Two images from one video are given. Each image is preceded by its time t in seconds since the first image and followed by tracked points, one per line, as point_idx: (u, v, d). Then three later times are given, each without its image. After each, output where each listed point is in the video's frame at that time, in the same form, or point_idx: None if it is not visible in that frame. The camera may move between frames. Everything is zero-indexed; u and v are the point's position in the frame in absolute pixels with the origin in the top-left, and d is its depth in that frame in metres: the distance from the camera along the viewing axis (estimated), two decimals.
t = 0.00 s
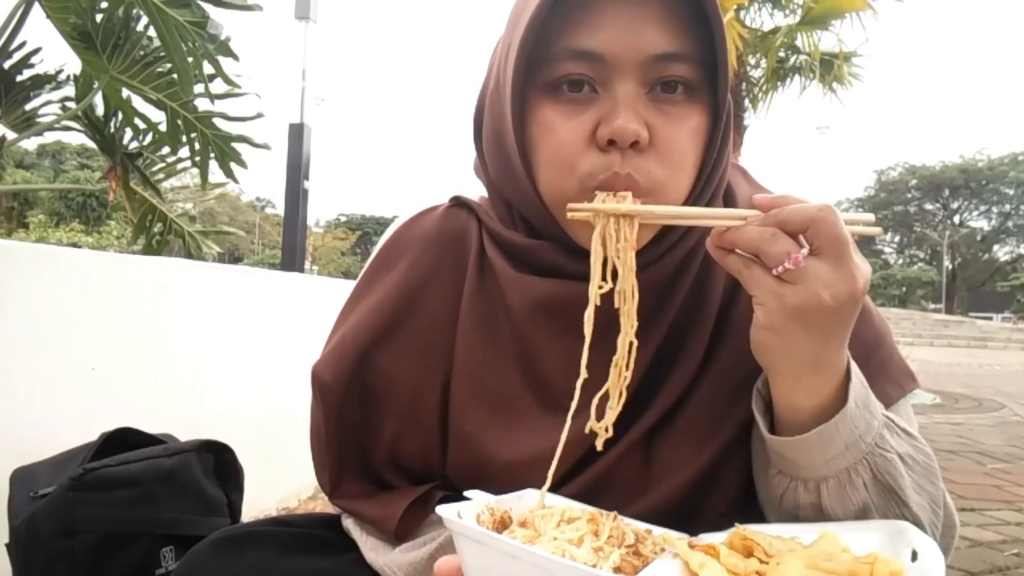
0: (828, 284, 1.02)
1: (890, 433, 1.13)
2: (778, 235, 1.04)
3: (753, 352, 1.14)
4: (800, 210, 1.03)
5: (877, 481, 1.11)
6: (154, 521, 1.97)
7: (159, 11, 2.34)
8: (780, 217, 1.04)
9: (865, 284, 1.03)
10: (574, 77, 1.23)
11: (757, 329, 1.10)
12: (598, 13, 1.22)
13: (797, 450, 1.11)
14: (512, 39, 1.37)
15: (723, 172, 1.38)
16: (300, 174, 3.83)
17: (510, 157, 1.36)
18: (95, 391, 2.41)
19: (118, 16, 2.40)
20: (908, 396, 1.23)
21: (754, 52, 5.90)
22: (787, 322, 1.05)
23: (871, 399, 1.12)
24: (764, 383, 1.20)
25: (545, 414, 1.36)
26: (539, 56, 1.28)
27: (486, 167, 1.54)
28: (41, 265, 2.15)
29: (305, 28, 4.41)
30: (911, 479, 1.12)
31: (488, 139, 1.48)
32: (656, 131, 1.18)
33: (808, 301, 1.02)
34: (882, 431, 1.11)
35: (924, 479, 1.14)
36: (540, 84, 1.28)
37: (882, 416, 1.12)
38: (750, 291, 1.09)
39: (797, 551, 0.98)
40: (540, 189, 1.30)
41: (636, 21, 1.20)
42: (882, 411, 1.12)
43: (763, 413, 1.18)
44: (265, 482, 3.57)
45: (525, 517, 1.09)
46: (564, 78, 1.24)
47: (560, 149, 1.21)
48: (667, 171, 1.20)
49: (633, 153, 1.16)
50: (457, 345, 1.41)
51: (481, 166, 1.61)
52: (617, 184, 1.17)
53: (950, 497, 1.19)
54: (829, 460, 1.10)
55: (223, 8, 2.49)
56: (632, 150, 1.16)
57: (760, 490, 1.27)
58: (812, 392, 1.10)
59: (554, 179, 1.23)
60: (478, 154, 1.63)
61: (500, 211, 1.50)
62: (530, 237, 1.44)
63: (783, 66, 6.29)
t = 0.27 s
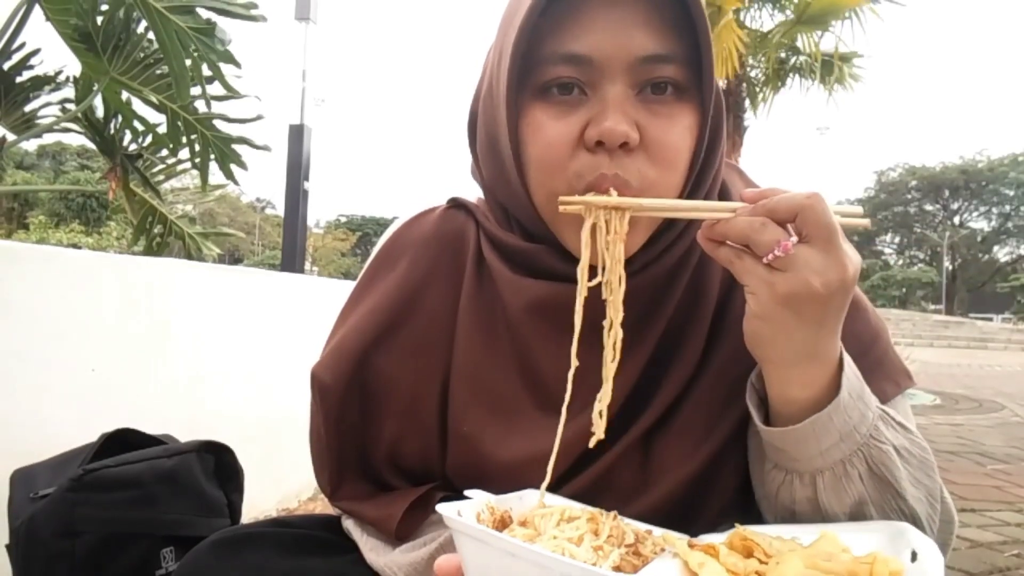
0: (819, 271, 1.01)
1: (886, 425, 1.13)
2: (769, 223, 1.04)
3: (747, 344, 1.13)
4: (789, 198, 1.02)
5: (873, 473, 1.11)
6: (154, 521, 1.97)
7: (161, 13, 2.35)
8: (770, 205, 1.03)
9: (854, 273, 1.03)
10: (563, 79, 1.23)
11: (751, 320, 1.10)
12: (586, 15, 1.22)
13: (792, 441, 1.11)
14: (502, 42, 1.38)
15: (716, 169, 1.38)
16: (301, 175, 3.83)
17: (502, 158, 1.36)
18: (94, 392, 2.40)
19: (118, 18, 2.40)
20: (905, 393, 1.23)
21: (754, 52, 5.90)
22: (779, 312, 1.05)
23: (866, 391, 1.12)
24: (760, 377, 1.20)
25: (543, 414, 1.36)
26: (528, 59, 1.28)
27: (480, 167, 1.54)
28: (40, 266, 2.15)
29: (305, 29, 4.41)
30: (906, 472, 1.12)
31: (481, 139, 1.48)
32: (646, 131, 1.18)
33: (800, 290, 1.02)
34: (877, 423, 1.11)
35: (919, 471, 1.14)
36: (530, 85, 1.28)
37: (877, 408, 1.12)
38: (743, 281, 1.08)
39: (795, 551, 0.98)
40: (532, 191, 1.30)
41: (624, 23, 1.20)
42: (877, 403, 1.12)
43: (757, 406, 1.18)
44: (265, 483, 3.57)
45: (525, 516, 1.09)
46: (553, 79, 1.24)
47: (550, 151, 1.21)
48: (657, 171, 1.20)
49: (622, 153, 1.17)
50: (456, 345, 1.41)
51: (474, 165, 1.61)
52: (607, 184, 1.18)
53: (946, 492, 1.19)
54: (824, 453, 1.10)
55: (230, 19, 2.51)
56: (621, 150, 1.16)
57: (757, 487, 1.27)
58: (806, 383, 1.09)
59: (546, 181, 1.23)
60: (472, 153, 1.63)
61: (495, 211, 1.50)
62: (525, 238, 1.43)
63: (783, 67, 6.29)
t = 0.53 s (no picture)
0: (816, 272, 1.01)
1: (883, 425, 1.13)
2: (765, 224, 1.03)
3: (743, 344, 1.14)
4: (785, 199, 1.02)
5: (870, 474, 1.11)
6: (154, 521, 1.97)
7: (163, 15, 2.35)
8: (766, 206, 1.03)
9: (851, 273, 1.03)
10: (557, 81, 1.23)
11: (747, 320, 1.10)
12: (578, 17, 1.22)
13: (789, 442, 1.11)
14: (495, 44, 1.38)
15: (713, 169, 1.38)
16: (300, 175, 3.83)
17: (496, 160, 1.36)
18: (95, 392, 2.40)
19: (118, 18, 2.40)
20: (903, 393, 1.23)
21: (754, 52, 5.90)
22: (776, 312, 1.05)
23: (863, 392, 1.12)
24: (756, 376, 1.20)
25: (541, 414, 1.36)
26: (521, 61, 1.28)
27: (475, 168, 1.54)
28: (41, 267, 2.15)
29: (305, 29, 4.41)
30: (903, 472, 1.12)
31: (477, 141, 1.48)
32: (640, 132, 1.18)
33: (796, 290, 1.02)
34: (874, 423, 1.11)
35: (917, 471, 1.14)
36: (524, 88, 1.28)
37: (874, 408, 1.12)
38: (739, 281, 1.08)
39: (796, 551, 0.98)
40: (528, 193, 1.30)
41: (617, 24, 1.20)
42: (874, 404, 1.12)
43: (754, 407, 1.18)
44: (265, 483, 3.57)
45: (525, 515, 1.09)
46: (547, 81, 1.24)
47: (545, 153, 1.21)
48: (652, 172, 1.20)
49: (617, 155, 1.17)
50: (455, 345, 1.41)
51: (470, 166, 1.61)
52: (602, 185, 1.18)
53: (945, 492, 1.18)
54: (821, 453, 1.10)
55: (234, 24, 2.51)
56: (616, 152, 1.16)
57: (755, 487, 1.27)
58: (803, 383, 1.10)
59: (541, 183, 1.23)
60: (468, 154, 1.63)
61: (492, 212, 1.50)
62: (522, 238, 1.43)
63: (783, 67, 6.29)
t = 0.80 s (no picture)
0: (809, 276, 1.01)
1: (879, 427, 1.13)
2: (759, 228, 1.03)
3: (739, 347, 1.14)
4: (779, 203, 1.01)
5: (867, 476, 1.11)
6: (154, 522, 1.97)
7: (163, 14, 2.35)
8: (760, 210, 1.03)
9: (844, 275, 1.02)
10: (553, 81, 1.24)
11: (743, 323, 1.10)
12: (574, 17, 1.22)
13: (783, 445, 1.11)
14: (491, 45, 1.38)
15: (710, 169, 1.38)
16: (301, 175, 3.83)
17: (494, 160, 1.36)
18: (95, 392, 2.40)
19: (118, 18, 2.40)
20: (901, 393, 1.23)
21: (755, 52, 5.89)
22: (769, 316, 1.06)
23: (859, 394, 1.12)
24: (752, 378, 1.20)
25: (540, 414, 1.37)
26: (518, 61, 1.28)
27: (473, 168, 1.54)
28: (41, 267, 2.16)
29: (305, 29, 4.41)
30: (900, 474, 1.12)
31: (474, 141, 1.48)
32: (636, 132, 1.18)
33: (788, 294, 1.02)
34: (870, 426, 1.11)
35: (914, 473, 1.14)
36: (521, 88, 1.28)
37: (870, 410, 1.12)
38: (733, 284, 1.09)
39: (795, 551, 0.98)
40: (525, 193, 1.30)
41: (612, 24, 1.21)
42: (870, 406, 1.12)
43: (749, 410, 1.18)
44: (265, 483, 3.56)
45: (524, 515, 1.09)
46: (543, 82, 1.24)
47: (542, 154, 1.21)
48: (648, 172, 1.20)
49: (613, 155, 1.17)
50: (455, 346, 1.41)
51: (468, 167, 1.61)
52: (599, 186, 1.18)
53: (943, 494, 1.18)
54: (817, 456, 1.10)
55: (231, 17, 2.50)
56: (612, 152, 1.16)
57: (753, 489, 1.27)
58: (797, 386, 1.10)
59: (538, 183, 1.23)
60: (466, 154, 1.63)
61: (489, 213, 1.50)
62: (520, 238, 1.43)
63: (784, 67, 6.28)
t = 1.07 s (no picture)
0: (808, 277, 1.01)
1: (878, 428, 1.13)
2: (759, 229, 1.03)
3: (738, 349, 1.14)
4: (780, 205, 1.01)
5: (866, 477, 1.11)
6: (154, 521, 1.97)
7: (163, 13, 2.35)
8: (760, 211, 1.03)
9: (844, 277, 1.03)
10: (551, 81, 1.24)
11: (742, 324, 1.10)
12: (571, 17, 1.23)
13: (782, 446, 1.11)
14: (488, 44, 1.38)
15: (709, 168, 1.38)
16: (301, 175, 3.83)
17: (492, 160, 1.36)
18: (95, 392, 2.40)
19: (117, 17, 2.40)
20: (901, 393, 1.23)
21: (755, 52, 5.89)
22: (768, 317, 1.05)
23: (857, 395, 1.12)
24: (751, 378, 1.20)
25: (540, 414, 1.37)
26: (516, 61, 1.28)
27: (471, 169, 1.54)
28: (41, 266, 2.16)
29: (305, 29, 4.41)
30: (899, 474, 1.12)
31: (472, 141, 1.48)
32: (634, 131, 1.18)
33: (788, 295, 1.02)
34: (869, 426, 1.11)
35: (913, 473, 1.14)
36: (519, 88, 1.28)
37: (869, 411, 1.12)
38: (733, 285, 1.08)
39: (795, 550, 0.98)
40: (524, 193, 1.30)
41: (609, 24, 1.21)
42: (869, 407, 1.12)
43: (748, 411, 1.18)
44: (265, 483, 3.56)
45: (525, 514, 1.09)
46: (541, 82, 1.24)
47: (540, 154, 1.21)
48: (647, 171, 1.20)
49: (612, 154, 1.17)
50: (454, 346, 1.41)
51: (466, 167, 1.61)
52: (597, 185, 1.17)
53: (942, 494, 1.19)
54: (816, 457, 1.10)
55: (229, 13, 2.49)
56: (611, 152, 1.16)
57: (753, 490, 1.27)
58: (795, 387, 1.10)
59: (537, 183, 1.23)
60: (464, 155, 1.63)
61: (489, 213, 1.50)
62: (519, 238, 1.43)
63: (784, 66, 6.28)
